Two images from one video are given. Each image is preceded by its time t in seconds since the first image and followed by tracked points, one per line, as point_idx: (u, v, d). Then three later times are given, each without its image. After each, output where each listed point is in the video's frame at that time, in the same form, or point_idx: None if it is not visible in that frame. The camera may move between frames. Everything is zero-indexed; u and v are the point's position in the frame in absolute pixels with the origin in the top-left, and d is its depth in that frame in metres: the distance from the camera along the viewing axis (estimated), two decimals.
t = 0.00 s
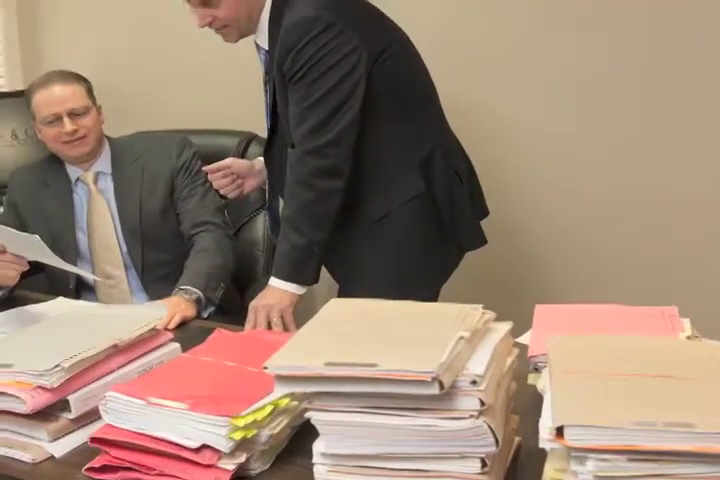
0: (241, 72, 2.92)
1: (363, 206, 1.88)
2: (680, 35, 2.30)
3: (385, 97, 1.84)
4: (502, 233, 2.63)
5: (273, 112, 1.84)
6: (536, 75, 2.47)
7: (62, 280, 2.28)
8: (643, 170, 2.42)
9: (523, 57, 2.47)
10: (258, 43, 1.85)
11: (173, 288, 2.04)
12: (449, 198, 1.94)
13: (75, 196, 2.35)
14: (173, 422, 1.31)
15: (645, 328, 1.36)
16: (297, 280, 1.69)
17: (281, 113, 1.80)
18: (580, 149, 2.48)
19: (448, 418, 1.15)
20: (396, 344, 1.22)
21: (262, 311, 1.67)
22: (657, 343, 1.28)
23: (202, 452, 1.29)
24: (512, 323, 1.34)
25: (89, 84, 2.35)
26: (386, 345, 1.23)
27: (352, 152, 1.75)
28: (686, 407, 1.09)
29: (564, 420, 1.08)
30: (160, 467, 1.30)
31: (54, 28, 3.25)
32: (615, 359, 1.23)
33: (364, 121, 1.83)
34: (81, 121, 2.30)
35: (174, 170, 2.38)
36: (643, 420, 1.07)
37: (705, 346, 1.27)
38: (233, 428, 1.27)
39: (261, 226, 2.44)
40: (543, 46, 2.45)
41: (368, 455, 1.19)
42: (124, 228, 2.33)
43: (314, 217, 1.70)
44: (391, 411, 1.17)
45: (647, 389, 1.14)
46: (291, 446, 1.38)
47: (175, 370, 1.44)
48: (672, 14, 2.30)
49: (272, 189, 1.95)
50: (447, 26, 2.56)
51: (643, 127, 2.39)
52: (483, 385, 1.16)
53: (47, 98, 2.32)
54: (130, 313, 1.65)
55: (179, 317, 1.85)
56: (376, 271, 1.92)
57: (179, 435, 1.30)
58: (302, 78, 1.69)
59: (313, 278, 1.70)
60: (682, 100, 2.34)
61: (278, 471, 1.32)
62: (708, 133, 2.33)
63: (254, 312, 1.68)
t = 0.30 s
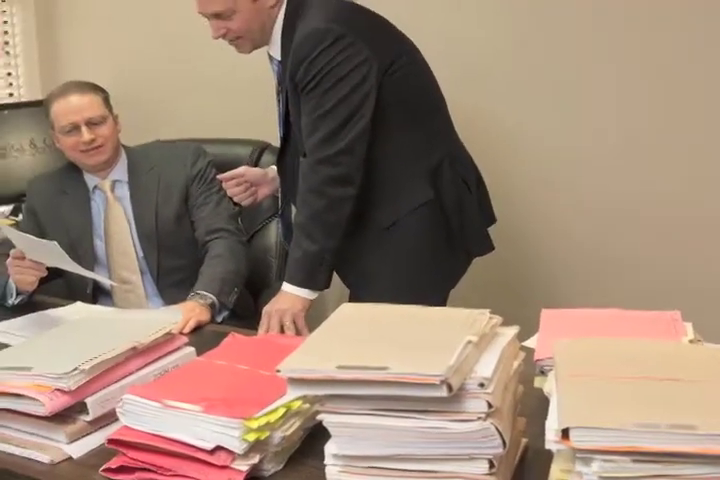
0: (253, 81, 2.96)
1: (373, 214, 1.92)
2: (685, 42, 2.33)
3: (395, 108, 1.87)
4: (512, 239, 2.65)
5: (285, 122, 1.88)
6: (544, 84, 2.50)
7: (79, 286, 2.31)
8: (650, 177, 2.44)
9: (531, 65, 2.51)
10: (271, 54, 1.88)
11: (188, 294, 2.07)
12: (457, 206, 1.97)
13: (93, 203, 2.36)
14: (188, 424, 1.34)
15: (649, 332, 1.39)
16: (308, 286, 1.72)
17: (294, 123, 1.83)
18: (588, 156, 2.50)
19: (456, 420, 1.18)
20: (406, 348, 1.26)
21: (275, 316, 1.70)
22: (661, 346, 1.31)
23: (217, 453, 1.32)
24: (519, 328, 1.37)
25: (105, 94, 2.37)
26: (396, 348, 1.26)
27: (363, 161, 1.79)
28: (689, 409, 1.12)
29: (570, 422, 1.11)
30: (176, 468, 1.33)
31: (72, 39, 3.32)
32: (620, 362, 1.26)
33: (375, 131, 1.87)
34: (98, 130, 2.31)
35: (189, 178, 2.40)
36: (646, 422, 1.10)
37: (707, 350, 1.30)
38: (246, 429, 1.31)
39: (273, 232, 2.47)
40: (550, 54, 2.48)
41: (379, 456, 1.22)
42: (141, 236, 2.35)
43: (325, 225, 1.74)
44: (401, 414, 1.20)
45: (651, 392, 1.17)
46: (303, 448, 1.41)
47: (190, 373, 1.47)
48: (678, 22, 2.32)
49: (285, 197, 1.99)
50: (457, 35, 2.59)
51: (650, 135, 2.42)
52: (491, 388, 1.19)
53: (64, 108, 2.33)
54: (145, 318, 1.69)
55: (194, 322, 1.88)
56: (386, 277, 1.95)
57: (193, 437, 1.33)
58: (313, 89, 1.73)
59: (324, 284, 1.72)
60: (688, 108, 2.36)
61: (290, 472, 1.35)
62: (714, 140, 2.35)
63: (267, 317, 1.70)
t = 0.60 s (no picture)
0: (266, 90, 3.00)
1: (383, 221, 1.95)
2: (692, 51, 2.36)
3: (406, 117, 1.91)
4: (521, 245, 2.68)
5: (299, 131, 1.92)
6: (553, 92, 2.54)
7: (97, 291, 2.35)
8: (658, 184, 2.47)
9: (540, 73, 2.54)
10: (284, 65, 1.92)
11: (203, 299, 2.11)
12: (466, 213, 2.00)
13: (110, 212, 2.40)
14: (203, 426, 1.37)
15: (653, 336, 1.42)
16: (320, 291, 1.75)
17: (307, 133, 1.87)
18: (596, 163, 2.53)
19: (465, 422, 1.21)
20: (415, 352, 1.29)
21: (288, 320, 1.73)
22: (664, 350, 1.34)
23: (231, 454, 1.35)
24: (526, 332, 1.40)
25: (122, 105, 2.40)
26: (406, 352, 1.30)
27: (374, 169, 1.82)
28: (692, 411, 1.15)
29: (575, 424, 1.13)
30: (191, 469, 1.36)
31: (90, 50, 3.38)
32: (624, 365, 1.29)
33: (386, 140, 1.91)
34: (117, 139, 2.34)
35: (204, 185, 2.44)
36: (650, 424, 1.13)
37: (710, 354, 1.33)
38: (260, 431, 1.34)
39: (287, 239, 2.52)
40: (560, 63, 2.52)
41: (389, 457, 1.25)
42: (158, 242, 2.38)
43: (337, 231, 1.77)
44: (411, 416, 1.24)
45: (654, 395, 1.20)
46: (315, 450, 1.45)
47: (204, 377, 1.51)
48: (685, 31, 2.35)
49: (297, 205, 2.02)
50: (468, 44, 2.63)
51: (658, 142, 2.45)
52: (499, 391, 1.22)
53: (82, 116, 2.35)
54: (160, 322, 1.73)
55: (208, 327, 1.92)
56: (395, 283, 1.99)
57: (208, 439, 1.36)
58: (326, 99, 1.77)
59: (335, 290, 1.75)
60: (695, 116, 2.39)
61: (301, 472, 1.39)
62: None
63: (280, 322, 1.73)
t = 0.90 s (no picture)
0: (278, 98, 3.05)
1: (394, 229, 1.99)
2: (699, 61, 2.39)
3: (416, 128, 1.95)
4: (531, 252, 2.72)
5: (311, 141, 1.96)
6: (562, 100, 2.57)
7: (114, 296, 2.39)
8: (665, 192, 2.50)
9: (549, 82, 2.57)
10: (296, 76, 1.96)
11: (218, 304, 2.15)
12: (474, 220, 2.04)
13: (127, 220, 2.44)
14: (218, 428, 1.41)
15: (655, 340, 1.45)
16: (332, 296, 1.78)
17: (320, 142, 1.91)
18: (604, 170, 2.56)
19: (473, 424, 1.25)
20: (424, 356, 1.33)
21: (301, 325, 1.76)
22: (667, 354, 1.37)
23: (245, 456, 1.39)
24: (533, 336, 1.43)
25: (139, 114, 2.45)
26: (415, 356, 1.33)
27: (385, 178, 1.86)
28: (694, 413, 1.18)
29: (580, 426, 1.17)
30: (206, 470, 1.40)
31: (107, 60, 3.44)
32: (628, 370, 1.32)
33: (396, 149, 1.95)
34: (134, 148, 2.38)
35: (219, 193, 2.48)
36: (653, 426, 1.16)
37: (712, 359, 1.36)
38: (273, 433, 1.38)
39: (300, 246, 2.56)
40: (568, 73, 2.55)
41: (399, 458, 1.29)
42: (174, 248, 2.43)
43: (349, 237, 1.81)
44: (421, 417, 1.27)
45: (657, 397, 1.23)
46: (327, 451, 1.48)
47: (219, 380, 1.55)
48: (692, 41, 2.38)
49: (309, 212, 2.07)
50: (478, 53, 2.66)
51: (665, 150, 2.47)
52: (506, 393, 1.26)
53: (100, 126, 2.41)
54: (176, 327, 1.77)
55: (223, 331, 1.97)
56: (406, 288, 2.02)
57: (223, 441, 1.40)
58: (338, 109, 1.81)
59: (346, 296, 1.78)
60: (704, 126, 2.42)
61: (313, 473, 1.42)
62: None
63: (293, 326, 1.76)
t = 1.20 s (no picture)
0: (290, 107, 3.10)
1: (404, 236, 2.03)
2: (706, 71, 2.42)
3: (426, 137, 1.99)
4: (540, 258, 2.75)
5: (324, 149, 2.01)
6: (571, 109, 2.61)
7: (131, 302, 2.43)
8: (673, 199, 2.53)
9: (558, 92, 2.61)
10: (310, 87, 2.01)
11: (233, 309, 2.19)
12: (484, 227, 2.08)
13: (145, 227, 2.48)
14: (233, 430, 1.45)
15: (659, 344, 1.49)
16: (344, 301, 1.82)
17: (332, 150, 1.96)
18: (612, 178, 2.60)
19: (482, 426, 1.28)
20: (434, 359, 1.36)
21: (314, 331, 1.79)
22: (671, 358, 1.41)
23: (260, 457, 1.43)
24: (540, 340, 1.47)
25: (156, 125, 2.50)
26: (425, 359, 1.37)
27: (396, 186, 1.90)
28: (696, 416, 1.21)
29: (585, 428, 1.20)
30: (221, 470, 1.43)
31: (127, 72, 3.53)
32: (633, 373, 1.35)
33: (406, 158, 1.99)
34: (151, 158, 2.43)
35: (234, 201, 2.52)
36: (657, 428, 1.19)
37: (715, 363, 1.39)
38: (287, 435, 1.41)
39: (313, 252, 2.60)
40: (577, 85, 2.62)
41: (409, 459, 1.32)
42: (190, 255, 2.47)
43: (360, 245, 1.85)
44: (431, 420, 1.31)
45: (660, 400, 1.26)
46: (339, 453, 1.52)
47: (234, 383, 1.59)
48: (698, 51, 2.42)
49: (322, 219, 2.11)
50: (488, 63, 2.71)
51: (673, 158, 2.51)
52: (514, 396, 1.30)
53: (118, 136, 2.46)
54: (192, 332, 1.82)
55: (238, 335, 2.01)
56: (416, 294, 2.06)
57: (238, 442, 1.44)
58: (350, 119, 1.86)
59: (358, 301, 1.82)
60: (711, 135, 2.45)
61: (326, 474, 1.46)
62: None
63: (306, 331, 1.79)
